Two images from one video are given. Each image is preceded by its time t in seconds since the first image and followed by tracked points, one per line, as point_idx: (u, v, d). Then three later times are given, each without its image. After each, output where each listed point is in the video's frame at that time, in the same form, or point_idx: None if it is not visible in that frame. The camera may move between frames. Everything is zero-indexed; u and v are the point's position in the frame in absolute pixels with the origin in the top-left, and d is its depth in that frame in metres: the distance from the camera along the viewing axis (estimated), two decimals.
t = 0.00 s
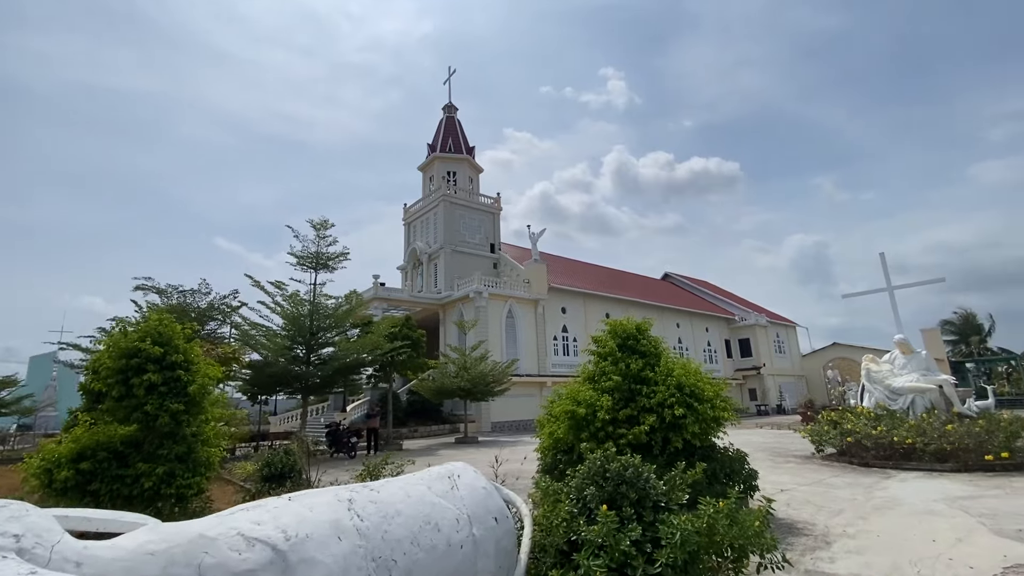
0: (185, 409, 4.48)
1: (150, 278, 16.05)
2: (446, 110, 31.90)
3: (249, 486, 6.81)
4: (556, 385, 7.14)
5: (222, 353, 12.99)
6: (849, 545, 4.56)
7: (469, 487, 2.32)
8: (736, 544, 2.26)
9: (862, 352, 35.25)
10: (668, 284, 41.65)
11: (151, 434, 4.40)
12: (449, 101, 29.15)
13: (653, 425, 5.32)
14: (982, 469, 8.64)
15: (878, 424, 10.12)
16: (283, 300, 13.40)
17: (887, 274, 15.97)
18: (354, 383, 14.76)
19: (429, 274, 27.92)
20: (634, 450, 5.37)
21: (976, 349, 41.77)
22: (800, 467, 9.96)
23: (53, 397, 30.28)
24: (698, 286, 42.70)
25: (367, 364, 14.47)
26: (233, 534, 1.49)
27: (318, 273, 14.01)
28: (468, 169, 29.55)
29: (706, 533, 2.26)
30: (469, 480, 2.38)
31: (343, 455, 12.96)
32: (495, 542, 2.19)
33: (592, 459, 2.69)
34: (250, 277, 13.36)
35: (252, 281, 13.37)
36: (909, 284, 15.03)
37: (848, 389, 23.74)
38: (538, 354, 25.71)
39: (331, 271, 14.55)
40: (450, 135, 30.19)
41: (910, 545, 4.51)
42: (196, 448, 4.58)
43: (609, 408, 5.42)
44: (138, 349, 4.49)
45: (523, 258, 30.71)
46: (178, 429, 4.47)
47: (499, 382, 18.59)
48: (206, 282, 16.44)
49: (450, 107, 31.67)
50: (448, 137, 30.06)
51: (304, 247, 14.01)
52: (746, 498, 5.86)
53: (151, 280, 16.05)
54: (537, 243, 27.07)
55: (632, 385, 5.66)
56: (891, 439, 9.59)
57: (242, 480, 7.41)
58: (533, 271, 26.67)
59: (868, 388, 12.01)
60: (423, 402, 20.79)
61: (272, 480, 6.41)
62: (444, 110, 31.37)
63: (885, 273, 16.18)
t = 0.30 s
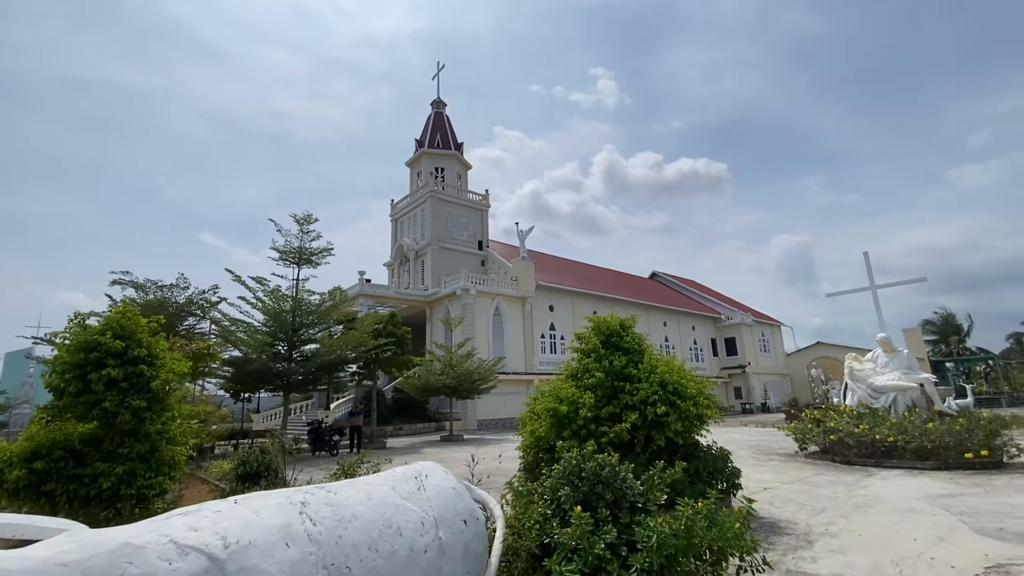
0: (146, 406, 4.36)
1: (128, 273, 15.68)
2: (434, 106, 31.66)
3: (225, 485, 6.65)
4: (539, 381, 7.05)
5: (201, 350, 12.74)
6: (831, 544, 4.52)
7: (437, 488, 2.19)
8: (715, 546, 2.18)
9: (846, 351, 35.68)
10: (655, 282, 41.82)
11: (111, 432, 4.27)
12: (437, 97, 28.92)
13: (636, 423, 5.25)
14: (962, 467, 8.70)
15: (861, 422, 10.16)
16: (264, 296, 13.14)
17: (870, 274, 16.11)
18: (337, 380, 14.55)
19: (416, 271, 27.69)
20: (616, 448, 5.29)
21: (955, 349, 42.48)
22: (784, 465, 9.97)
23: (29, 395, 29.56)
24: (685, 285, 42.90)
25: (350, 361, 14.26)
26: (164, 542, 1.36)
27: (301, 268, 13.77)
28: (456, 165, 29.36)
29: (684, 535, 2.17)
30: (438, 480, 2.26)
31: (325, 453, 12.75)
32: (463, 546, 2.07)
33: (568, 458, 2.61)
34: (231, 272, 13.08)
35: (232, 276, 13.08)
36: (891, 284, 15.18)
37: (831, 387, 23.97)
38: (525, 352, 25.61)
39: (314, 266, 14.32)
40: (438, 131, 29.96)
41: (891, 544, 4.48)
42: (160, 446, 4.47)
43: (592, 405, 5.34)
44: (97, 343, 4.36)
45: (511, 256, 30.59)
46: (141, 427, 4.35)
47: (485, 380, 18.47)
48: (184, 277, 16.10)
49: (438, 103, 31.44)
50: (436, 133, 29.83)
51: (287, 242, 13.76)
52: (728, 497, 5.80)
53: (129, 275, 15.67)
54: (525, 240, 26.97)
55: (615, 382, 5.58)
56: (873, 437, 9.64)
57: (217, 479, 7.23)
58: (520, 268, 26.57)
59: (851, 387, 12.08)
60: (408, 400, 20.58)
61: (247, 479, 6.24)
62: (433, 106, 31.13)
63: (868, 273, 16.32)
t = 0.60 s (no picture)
0: (101, 402, 4.26)
1: (104, 266, 15.28)
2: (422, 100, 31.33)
3: (197, 485, 6.45)
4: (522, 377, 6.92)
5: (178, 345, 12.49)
6: (814, 543, 4.45)
7: (400, 489, 2.05)
8: (694, 551, 2.06)
9: (828, 349, 36.09)
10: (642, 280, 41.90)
11: (64, 429, 4.18)
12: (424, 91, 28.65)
13: (618, 420, 5.15)
14: (941, 464, 8.75)
15: (843, 420, 10.18)
16: (243, 290, 12.86)
17: (854, 272, 16.24)
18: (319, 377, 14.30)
19: (402, 266, 27.43)
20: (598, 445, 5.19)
21: (934, 347, 43.21)
22: (767, 463, 9.96)
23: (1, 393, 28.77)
24: (672, 283, 43.07)
25: (332, 357, 14.02)
26: (73, 554, 1.21)
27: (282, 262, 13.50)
28: (443, 160, 29.11)
29: (661, 539, 2.04)
30: (401, 481, 2.12)
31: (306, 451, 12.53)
32: (425, 553, 1.93)
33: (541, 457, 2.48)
34: (209, 266, 12.77)
35: (211, 270, 12.78)
36: (874, 281, 15.31)
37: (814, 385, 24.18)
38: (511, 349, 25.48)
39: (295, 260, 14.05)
40: (425, 125, 29.68)
41: (874, 543, 4.42)
42: (117, 445, 4.38)
43: (573, 402, 5.23)
44: (48, 336, 4.27)
45: (498, 252, 30.43)
46: (95, 424, 4.26)
47: (470, 376, 18.32)
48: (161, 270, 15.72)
49: (426, 97, 31.14)
50: (423, 127, 29.54)
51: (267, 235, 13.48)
52: (712, 495, 5.72)
53: (104, 268, 15.27)
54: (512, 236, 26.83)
55: (598, 378, 5.48)
56: (855, 434, 9.66)
57: (189, 478, 7.03)
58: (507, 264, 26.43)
59: (833, 384, 12.13)
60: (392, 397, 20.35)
61: (219, 479, 6.05)
62: (420, 99, 30.83)
63: (852, 271, 16.44)
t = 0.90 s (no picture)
0: (51, 400, 4.15)
1: (76, 257, 14.83)
2: (409, 94, 30.99)
3: (167, 484, 6.23)
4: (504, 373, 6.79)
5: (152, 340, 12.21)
6: (795, 542, 4.40)
7: (359, 494, 1.92)
8: (671, 558, 1.95)
9: (811, 347, 36.52)
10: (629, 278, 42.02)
11: (13, 428, 4.06)
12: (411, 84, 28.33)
13: (599, 417, 5.06)
14: (920, 461, 8.83)
15: (825, 417, 10.23)
16: (221, 284, 12.56)
17: (837, 270, 16.34)
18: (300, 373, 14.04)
19: (387, 262, 27.14)
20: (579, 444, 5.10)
21: (912, 346, 44.00)
22: (750, 460, 9.97)
23: None
24: (659, 281, 43.26)
25: (313, 353, 13.76)
26: None
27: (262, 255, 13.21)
28: (430, 154, 28.83)
29: (636, 546, 1.94)
30: (362, 485, 1.98)
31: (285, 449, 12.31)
32: (385, 564, 1.79)
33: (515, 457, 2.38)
34: (186, 259, 12.46)
35: (188, 263, 12.46)
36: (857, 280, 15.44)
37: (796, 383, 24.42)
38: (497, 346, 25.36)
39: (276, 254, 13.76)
40: (412, 118, 29.35)
41: (855, 542, 4.38)
42: (71, 444, 4.28)
43: (554, 399, 5.13)
44: None
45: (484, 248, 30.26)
46: (46, 423, 4.14)
47: (455, 373, 18.16)
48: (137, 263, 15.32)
49: (413, 90, 30.79)
50: (410, 121, 29.20)
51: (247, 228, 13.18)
52: (694, 494, 5.65)
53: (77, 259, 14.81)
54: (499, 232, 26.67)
55: (579, 374, 5.39)
56: (836, 432, 9.70)
57: (159, 477, 6.81)
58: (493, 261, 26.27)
59: (816, 381, 12.19)
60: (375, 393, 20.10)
61: (190, 478, 5.84)
62: (407, 93, 30.48)
63: (835, 269, 16.54)
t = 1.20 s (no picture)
0: None
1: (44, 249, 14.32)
2: (393, 86, 30.63)
3: (133, 483, 6.02)
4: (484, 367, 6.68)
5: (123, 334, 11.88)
6: (773, 538, 4.36)
7: (312, 494, 1.79)
8: (642, 559, 1.87)
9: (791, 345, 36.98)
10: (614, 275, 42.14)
11: None
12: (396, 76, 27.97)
13: (579, 413, 4.98)
14: (896, 456, 8.92)
15: (804, 413, 10.29)
16: (195, 276, 12.25)
17: (818, 267, 16.50)
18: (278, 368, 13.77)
19: (370, 256, 26.82)
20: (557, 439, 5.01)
21: (889, 344, 44.85)
22: (730, 456, 10.00)
23: None
24: (644, 278, 43.47)
25: (292, 348, 13.50)
26: None
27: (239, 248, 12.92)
28: (414, 148, 28.54)
29: (607, 547, 1.86)
30: (317, 483, 1.85)
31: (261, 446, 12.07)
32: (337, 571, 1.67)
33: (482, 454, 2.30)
34: (160, 251, 12.12)
35: (162, 254, 12.13)
36: (836, 277, 15.62)
37: (777, 380, 24.69)
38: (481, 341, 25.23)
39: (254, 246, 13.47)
40: (396, 111, 29.01)
41: (832, 538, 4.36)
42: (16, 441, 4.12)
43: (533, 395, 5.03)
44: None
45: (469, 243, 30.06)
46: None
47: (438, 369, 17.98)
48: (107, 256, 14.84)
49: (398, 83, 30.44)
50: (394, 114, 28.86)
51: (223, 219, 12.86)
52: (673, 490, 5.60)
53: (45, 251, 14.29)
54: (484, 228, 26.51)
55: (559, 369, 5.31)
56: (815, 427, 9.77)
57: (125, 475, 6.58)
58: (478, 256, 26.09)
59: (796, 378, 12.28)
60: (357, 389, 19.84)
61: (155, 476, 5.64)
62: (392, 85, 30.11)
63: (816, 267, 16.69)
